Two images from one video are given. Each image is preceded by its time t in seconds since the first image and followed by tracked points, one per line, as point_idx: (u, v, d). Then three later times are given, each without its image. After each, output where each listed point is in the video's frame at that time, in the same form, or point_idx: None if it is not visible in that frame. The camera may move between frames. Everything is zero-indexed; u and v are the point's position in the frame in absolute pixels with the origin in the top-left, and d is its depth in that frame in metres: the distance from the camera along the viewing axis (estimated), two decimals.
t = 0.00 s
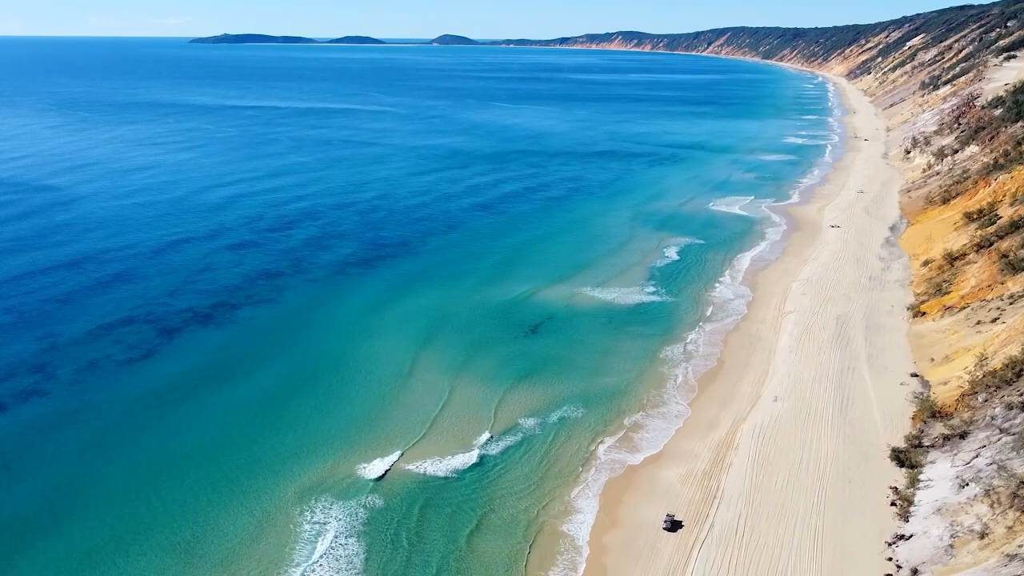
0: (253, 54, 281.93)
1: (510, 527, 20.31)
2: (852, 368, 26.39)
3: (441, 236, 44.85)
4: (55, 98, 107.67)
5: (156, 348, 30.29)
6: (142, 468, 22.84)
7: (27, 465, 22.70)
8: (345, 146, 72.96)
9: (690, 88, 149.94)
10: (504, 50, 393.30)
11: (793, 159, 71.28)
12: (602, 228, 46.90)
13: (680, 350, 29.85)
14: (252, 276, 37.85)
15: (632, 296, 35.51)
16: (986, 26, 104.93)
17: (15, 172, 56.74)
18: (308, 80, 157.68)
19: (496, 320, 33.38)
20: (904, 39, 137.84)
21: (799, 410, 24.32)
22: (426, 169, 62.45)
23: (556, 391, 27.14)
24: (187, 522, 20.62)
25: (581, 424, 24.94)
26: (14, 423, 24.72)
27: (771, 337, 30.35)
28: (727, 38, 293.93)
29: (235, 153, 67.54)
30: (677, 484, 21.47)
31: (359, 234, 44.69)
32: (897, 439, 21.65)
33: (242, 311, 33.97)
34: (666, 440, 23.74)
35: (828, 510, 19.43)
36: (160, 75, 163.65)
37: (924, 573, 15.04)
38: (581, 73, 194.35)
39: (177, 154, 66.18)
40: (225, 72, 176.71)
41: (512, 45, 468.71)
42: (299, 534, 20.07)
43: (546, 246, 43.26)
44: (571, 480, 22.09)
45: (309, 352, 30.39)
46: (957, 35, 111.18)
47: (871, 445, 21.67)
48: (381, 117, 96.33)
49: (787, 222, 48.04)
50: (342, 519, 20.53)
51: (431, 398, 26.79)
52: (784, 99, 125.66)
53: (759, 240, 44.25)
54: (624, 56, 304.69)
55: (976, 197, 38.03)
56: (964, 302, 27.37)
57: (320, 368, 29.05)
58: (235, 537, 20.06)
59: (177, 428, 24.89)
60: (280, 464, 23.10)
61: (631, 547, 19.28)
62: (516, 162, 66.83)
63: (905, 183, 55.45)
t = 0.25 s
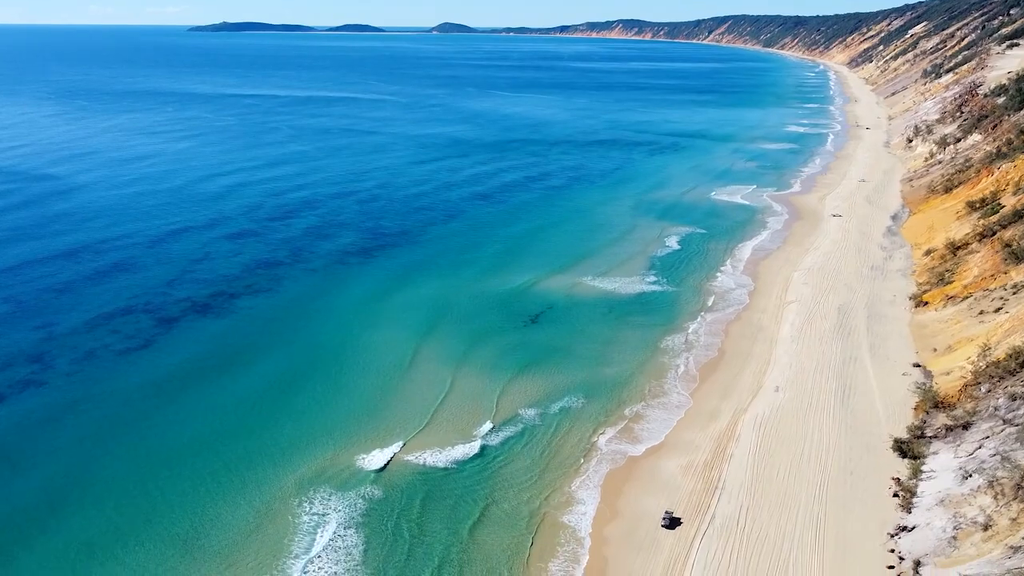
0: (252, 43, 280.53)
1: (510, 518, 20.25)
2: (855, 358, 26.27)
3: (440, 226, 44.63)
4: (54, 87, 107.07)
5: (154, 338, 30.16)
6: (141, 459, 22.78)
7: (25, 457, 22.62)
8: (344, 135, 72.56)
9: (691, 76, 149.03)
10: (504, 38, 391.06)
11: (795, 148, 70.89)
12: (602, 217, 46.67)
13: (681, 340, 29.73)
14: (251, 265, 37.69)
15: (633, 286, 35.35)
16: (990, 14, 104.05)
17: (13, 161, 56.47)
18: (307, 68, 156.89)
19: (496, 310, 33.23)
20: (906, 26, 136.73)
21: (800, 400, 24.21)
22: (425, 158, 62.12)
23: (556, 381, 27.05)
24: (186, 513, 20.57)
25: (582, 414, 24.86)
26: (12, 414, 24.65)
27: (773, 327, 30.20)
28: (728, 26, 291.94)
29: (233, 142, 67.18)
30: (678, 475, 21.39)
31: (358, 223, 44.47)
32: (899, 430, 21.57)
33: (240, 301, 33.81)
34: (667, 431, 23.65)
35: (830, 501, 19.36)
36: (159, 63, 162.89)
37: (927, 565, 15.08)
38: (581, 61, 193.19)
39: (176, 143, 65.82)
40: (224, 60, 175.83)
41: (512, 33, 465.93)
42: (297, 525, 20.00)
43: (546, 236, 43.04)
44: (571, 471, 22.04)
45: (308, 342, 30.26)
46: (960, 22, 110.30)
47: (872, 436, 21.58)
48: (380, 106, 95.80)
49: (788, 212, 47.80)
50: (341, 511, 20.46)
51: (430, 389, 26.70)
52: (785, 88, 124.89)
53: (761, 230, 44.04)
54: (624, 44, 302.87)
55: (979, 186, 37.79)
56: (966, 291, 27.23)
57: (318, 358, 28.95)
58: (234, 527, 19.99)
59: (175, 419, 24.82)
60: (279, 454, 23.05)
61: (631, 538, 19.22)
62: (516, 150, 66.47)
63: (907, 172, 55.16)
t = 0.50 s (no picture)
0: (250, 27, 278.60)
1: (511, 507, 20.19)
2: (857, 346, 26.12)
3: (439, 212, 44.32)
4: (52, 72, 106.21)
5: (152, 326, 30.00)
6: (141, 447, 22.74)
7: (23, 446, 22.55)
8: (343, 120, 72.05)
9: (692, 61, 147.83)
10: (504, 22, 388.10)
11: (796, 133, 70.39)
12: (602, 204, 46.36)
13: (682, 327, 29.58)
14: (249, 252, 37.46)
15: (633, 273, 35.14)
16: None
17: (9, 146, 56.09)
18: (306, 53, 155.73)
19: (495, 297, 33.06)
20: (909, 11, 135.37)
21: (802, 388, 24.09)
22: (425, 143, 61.67)
23: (556, 369, 26.95)
24: (186, 502, 20.55)
25: (582, 402, 24.76)
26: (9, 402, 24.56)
27: (775, 314, 30.03)
28: (729, 10, 289.43)
29: (232, 127, 66.71)
30: (679, 463, 21.30)
31: (357, 210, 44.17)
32: (902, 418, 21.45)
33: (238, 288, 33.63)
34: (669, 419, 23.53)
35: (832, 490, 19.27)
36: (156, 48, 161.91)
37: (931, 555, 15.12)
38: (581, 46, 191.86)
39: (175, 129, 65.34)
40: (222, 45, 174.69)
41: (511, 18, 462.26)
42: (296, 514, 19.93)
43: (546, 222, 42.78)
44: (571, 459, 21.96)
45: (306, 330, 30.12)
46: (964, 6, 109.14)
47: (875, 424, 21.46)
48: (379, 91, 95.09)
49: (790, 198, 47.50)
50: (341, 500, 20.40)
51: (429, 377, 26.59)
52: (787, 73, 123.96)
53: (762, 216, 43.77)
54: (625, 29, 300.53)
55: (982, 171, 37.47)
56: (969, 278, 27.04)
57: (317, 346, 28.84)
58: (233, 516, 19.97)
59: (175, 407, 24.75)
60: (279, 442, 23.01)
61: (632, 527, 19.15)
62: (516, 136, 65.98)
63: (910, 158, 54.75)
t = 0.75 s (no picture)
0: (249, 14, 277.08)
1: (511, 497, 20.13)
2: (859, 334, 25.99)
3: (439, 200, 44.09)
4: (50, 59, 105.52)
5: (150, 315, 29.85)
6: (139, 437, 22.64)
7: (22, 436, 22.45)
8: (342, 107, 71.61)
9: (693, 48, 146.83)
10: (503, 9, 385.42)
11: (797, 121, 69.97)
12: (603, 191, 46.09)
13: (683, 315, 29.45)
14: (247, 240, 37.25)
15: (634, 261, 34.99)
16: None
17: (6, 134, 55.74)
18: (305, 40, 154.73)
19: (494, 286, 32.90)
20: None
21: (804, 377, 23.98)
22: (424, 131, 61.28)
23: (556, 358, 26.84)
24: (185, 491, 20.48)
25: (582, 391, 24.64)
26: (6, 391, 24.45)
27: (776, 303, 29.88)
28: None
29: (230, 115, 66.28)
30: (680, 453, 21.22)
31: (356, 198, 43.94)
32: (904, 408, 21.37)
33: (237, 277, 33.43)
34: (670, 409, 23.43)
35: (834, 480, 19.21)
36: (154, 35, 160.89)
37: (934, 546, 15.27)
38: (582, 33, 190.78)
39: (174, 116, 64.89)
40: (220, 32, 173.59)
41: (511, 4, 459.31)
42: (295, 505, 19.87)
43: (546, 211, 42.54)
44: (571, 448, 21.90)
45: (304, 319, 29.97)
46: None
47: (877, 414, 21.37)
48: (378, 78, 94.46)
49: (792, 185, 47.24)
50: (340, 490, 20.33)
51: (428, 365, 26.50)
52: (788, 60, 123.07)
53: (764, 204, 43.57)
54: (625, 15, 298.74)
55: (985, 159, 37.23)
56: (972, 266, 26.91)
57: (315, 334, 28.72)
58: (232, 505, 19.93)
59: (173, 396, 24.64)
60: (277, 432, 22.93)
61: (632, 517, 19.10)
62: (516, 124, 65.58)
63: (912, 146, 54.41)
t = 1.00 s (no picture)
0: None
1: (512, 486, 20.08)
2: (862, 322, 25.85)
3: (438, 186, 43.80)
4: (46, 44, 104.71)
5: (147, 302, 29.67)
6: (139, 426, 22.56)
7: (21, 425, 22.34)
8: (340, 93, 71.03)
9: (694, 33, 145.60)
10: None
11: (799, 106, 69.44)
12: (603, 178, 45.75)
13: (684, 302, 29.28)
14: (246, 227, 37.01)
15: (635, 247, 34.78)
16: None
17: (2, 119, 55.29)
18: (304, 25, 153.48)
19: (494, 273, 32.71)
20: None
21: (807, 365, 23.85)
22: (423, 117, 60.80)
23: (556, 345, 26.69)
24: (185, 480, 20.43)
25: (583, 379, 24.51)
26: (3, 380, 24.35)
27: (778, 290, 29.68)
28: None
29: (227, 100, 65.76)
30: (682, 442, 21.14)
31: (355, 184, 43.64)
32: (907, 397, 21.28)
33: (235, 264, 33.20)
34: (671, 397, 23.32)
35: (836, 470, 19.16)
36: (151, 20, 159.47)
37: (938, 535, 15.58)
38: (583, 17, 189.03)
39: (173, 101, 64.34)
40: (218, 16, 172.14)
41: None
42: (293, 494, 19.81)
43: (547, 197, 42.26)
44: (572, 436, 21.82)
45: (302, 306, 29.77)
46: None
47: (880, 403, 21.28)
48: (377, 63, 93.67)
49: (794, 171, 46.90)
50: (339, 479, 20.27)
51: (428, 353, 26.37)
52: (790, 45, 122.02)
53: (766, 190, 43.28)
54: None
55: (989, 144, 36.92)
56: (975, 253, 26.74)
57: (313, 322, 28.56)
58: (231, 495, 19.88)
59: (171, 384, 24.55)
60: (276, 420, 22.86)
61: (633, 506, 19.05)
62: (516, 109, 65.07)
63: (915, 131, 53.99)
